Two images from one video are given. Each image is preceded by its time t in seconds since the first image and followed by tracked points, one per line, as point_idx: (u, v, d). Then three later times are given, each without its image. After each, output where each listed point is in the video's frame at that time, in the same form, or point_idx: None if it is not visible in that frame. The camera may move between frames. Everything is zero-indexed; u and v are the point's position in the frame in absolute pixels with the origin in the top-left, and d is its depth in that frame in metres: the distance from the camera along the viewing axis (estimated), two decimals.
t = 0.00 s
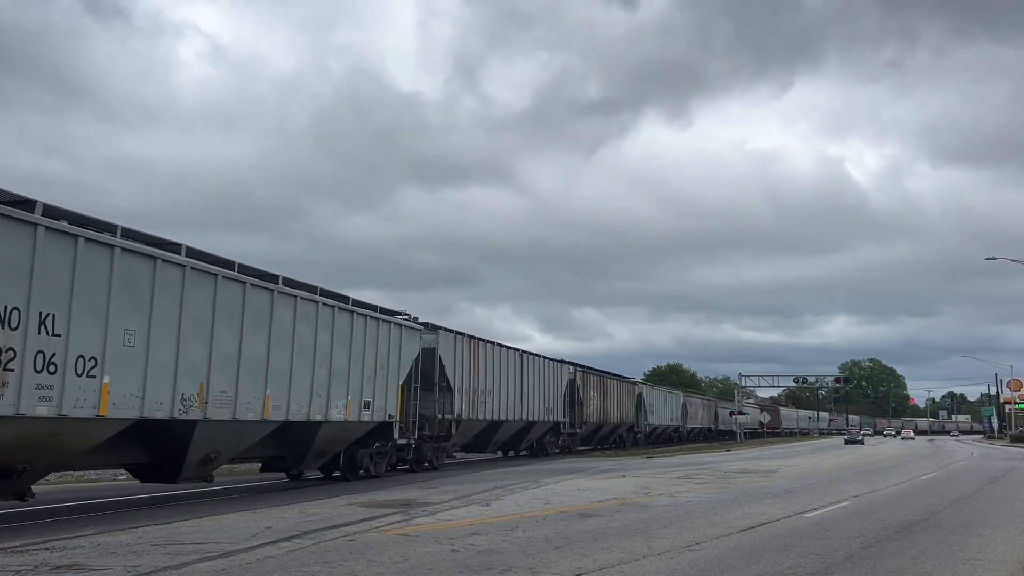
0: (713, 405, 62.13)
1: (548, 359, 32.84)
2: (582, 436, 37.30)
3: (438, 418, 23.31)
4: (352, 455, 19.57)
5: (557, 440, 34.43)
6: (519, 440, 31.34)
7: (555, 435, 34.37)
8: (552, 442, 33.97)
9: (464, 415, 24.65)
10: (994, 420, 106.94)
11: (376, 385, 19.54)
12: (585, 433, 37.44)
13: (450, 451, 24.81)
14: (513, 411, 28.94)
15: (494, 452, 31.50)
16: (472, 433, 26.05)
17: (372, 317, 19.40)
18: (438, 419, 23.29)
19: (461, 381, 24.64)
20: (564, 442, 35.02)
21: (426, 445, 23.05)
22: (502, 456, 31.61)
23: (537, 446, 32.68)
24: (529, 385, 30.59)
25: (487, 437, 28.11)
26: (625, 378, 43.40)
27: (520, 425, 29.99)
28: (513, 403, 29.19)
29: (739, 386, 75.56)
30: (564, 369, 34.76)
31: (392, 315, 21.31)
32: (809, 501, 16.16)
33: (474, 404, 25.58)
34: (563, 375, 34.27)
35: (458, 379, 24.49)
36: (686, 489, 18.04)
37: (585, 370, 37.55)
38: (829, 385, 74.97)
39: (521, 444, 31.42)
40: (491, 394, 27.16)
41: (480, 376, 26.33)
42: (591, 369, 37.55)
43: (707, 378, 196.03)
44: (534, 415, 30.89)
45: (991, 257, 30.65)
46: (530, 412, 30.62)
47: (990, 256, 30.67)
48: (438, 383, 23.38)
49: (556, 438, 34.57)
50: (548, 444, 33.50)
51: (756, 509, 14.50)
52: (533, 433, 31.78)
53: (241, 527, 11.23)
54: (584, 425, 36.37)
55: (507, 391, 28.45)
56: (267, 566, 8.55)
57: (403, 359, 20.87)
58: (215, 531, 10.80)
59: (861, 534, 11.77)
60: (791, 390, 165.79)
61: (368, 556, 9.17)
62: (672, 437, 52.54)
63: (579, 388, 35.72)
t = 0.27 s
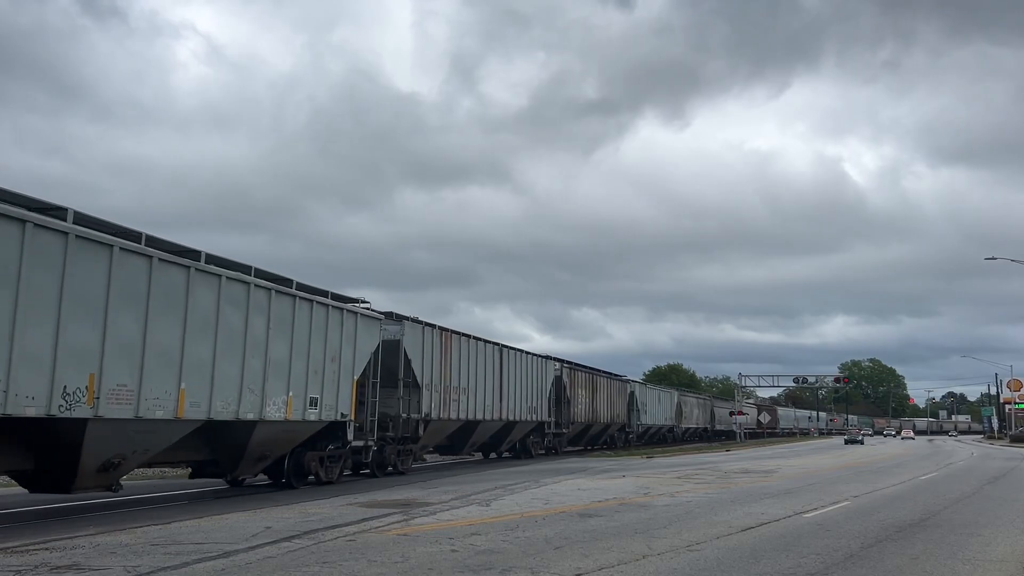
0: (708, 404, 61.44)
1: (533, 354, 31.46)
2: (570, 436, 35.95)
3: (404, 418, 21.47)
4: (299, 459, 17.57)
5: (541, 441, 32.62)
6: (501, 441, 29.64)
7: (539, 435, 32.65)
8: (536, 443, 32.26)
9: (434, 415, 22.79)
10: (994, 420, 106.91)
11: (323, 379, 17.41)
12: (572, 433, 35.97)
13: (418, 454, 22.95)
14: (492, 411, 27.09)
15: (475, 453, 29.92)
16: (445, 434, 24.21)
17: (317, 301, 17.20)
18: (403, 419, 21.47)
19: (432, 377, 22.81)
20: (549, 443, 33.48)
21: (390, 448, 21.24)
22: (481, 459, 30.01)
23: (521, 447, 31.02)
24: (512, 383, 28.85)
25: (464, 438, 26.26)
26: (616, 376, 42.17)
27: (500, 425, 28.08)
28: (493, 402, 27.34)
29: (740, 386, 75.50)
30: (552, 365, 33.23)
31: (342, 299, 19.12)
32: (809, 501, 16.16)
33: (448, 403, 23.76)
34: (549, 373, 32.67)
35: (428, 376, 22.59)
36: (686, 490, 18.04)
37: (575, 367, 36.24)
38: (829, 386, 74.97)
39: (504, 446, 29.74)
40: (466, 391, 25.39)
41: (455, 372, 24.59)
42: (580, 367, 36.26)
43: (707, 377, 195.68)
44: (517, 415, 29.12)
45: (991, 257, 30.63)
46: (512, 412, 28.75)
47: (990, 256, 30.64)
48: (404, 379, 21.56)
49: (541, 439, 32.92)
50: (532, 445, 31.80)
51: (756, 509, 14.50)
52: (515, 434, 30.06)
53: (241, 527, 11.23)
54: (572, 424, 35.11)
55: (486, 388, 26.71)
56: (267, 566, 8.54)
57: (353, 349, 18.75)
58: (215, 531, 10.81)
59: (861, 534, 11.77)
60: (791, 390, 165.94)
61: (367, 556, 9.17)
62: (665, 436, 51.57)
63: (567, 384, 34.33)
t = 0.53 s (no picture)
0: (704, 403, 60.61)
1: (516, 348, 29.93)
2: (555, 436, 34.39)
3: (363, 417, 19.21)
4: (230, 463, 15.49)
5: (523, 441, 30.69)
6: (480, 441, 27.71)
7: (522, 436, 30.72)
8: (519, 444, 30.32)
9: (399, 414, 20.47)
10: (994, 420, 106.92)
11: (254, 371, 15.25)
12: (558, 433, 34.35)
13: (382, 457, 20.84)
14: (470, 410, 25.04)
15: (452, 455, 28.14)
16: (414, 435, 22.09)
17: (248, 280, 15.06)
18: (362, 418, 19.20)
19: (395, 372, 20.43)
20: (533, 444, 31.73)
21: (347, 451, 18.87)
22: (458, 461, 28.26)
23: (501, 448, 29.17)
24: (492, 379, 26.81)
25: (435, 440, 24.02)
26: (604, 372, 40.78)
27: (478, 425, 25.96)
28: (466, 401, 24.61)
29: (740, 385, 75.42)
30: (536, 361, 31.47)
31: (283, 282, 16.99)
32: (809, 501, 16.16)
33: (415, 402, 21.36)
34: (533, 369, 30.89)
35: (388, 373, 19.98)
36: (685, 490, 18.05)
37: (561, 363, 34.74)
38: (829, 386, 74.96)
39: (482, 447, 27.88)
40: (432, 390, 22.50)
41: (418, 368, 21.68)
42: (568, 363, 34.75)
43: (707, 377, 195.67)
44: (497, 414, 27.09)
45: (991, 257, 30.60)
46: (491, 411, 26.66)
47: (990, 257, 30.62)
48: (360, 373, 19.26)
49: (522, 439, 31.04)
50: (513, 446, 29.89)
51: (755, 509, 14.51)
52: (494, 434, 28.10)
53: (241, 527, 11.23)
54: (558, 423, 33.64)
55: (464, 384, 24.68)
56: (267, 566, 8.55)
57: (294, 339, 16.59)
58: (215, 531, 10.81)
59: (860, 534, 11.78)
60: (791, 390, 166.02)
61: (368, 556, 9.17)
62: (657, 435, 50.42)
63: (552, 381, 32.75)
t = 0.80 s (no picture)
0: (702, 403, 59.94)
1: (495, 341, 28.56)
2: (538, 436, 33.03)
3: (307, 414, 17.42)
4: (140, 471, 13.41)
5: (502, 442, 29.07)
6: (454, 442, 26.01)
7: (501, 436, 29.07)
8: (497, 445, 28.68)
9: (351, 414, 18.62)
10: (994, 420, 106.92)
11: (163, 363, 13.20)
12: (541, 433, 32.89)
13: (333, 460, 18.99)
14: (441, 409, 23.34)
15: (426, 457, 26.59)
16: (374, 435, 20.26)
17: (157, 257, 13.02)
18: (306, 417, 17.39)
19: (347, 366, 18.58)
20: (514, 444, 30.24)
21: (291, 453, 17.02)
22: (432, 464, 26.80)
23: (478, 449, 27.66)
24: (466, 375, 24.99)
25: (402, 442, 22.13)
26: (593, 369, 39.56)
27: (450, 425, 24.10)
28: (435, 399, 22.83)
29: (740, 385, 75.34)
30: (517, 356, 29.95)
31: (209, 260, 14.96)
32: (808, 500, 16.17)
33: (372, 399, 19.54)
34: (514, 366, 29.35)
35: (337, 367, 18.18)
36: (685, 490, 18.05)
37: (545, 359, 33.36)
38: (829, 386, 74.97)
39: (458, 449, 26.24)
40: (396, 386, 20.80)
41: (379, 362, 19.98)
42: (552, 359, 33.35)
43: (707, 377, 195.67)
44: (472, 413, 25.26)
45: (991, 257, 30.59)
46: (464, 410, 24.78)
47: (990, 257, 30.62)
48: (307, 366, 17.45)
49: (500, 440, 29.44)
50: (491, 448, 28.25)
51: (755, 509, 14.52)
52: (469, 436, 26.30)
53: (241, 527, 11.23)
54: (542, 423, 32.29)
55: (433, 380, 22.94)
56: (267, 567, 8.55)
57: (218, 327, 14.55)
58: (215, 531, 10.81)
59: (860, 534, 11.78)
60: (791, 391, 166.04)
61: (368, 556, 9.18)
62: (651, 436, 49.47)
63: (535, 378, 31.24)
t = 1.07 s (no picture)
0: (698, 402, 59.24)
1: (470, 334, 27.34)
2: (519, 436, 31.73)
3: (238, 413, 15.63)
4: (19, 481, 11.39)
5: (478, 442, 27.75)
6: (423, 442, 24.53)
7: (476, 437, 27.68)
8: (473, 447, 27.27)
9: (293, 412, 16.91)
10: (994, 420, 106.90)
11: (40, 346, 11.18)
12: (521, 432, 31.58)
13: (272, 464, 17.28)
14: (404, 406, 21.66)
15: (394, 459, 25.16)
16: (325, 436, 18.71)
17: (27, 219, 10.94)
18: (235, 416, 15.61)
19: (288, 358, 16.88)
20: (492, 446, 28.85)
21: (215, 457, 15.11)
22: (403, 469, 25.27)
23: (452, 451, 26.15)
24: (432, 369, 23.49)
25: (359, 444, 20.57)
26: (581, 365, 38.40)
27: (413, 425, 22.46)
28: (397, 396, 21.25)
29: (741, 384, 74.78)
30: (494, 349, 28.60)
31: (105, 229, 12.97)
32: (809, 501, 16.17)
33: (319, 396, 17.86)
34: (490, 360, 28.05)
35: (272, 357, 16.32)
36: (685, 490, 18.05)
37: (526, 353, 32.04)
38: (829, 386, 74.95)
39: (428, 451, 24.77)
40: (351, 381, 19.16)
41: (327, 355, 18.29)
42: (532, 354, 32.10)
43: (707, 377, 195.63)
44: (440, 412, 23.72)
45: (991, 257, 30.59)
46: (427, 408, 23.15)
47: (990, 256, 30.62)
48: (234, 357, 15.53)
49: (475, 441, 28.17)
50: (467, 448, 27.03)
51: (755, 509, 14.52)
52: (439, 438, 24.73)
53: (241, 527, 11.24)
54: (523, 422, 31.09)
55: (394, 375, 21.19)
56: (267, 567, 8.55)
57: (115, 307, 12.52)
58: (215, 531, 10.81)
59: (861, 534, 11.78)
60: (791, 391, 166.03)
61: (368, 556, 9.18)
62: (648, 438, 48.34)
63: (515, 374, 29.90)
